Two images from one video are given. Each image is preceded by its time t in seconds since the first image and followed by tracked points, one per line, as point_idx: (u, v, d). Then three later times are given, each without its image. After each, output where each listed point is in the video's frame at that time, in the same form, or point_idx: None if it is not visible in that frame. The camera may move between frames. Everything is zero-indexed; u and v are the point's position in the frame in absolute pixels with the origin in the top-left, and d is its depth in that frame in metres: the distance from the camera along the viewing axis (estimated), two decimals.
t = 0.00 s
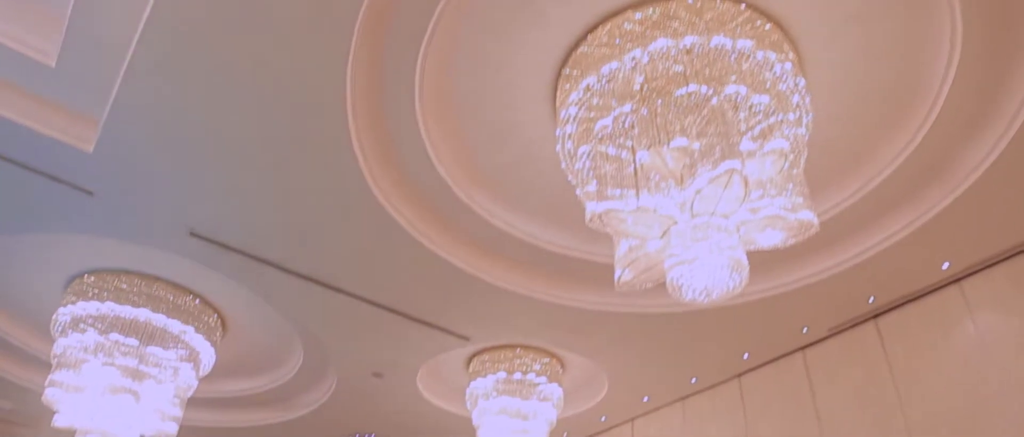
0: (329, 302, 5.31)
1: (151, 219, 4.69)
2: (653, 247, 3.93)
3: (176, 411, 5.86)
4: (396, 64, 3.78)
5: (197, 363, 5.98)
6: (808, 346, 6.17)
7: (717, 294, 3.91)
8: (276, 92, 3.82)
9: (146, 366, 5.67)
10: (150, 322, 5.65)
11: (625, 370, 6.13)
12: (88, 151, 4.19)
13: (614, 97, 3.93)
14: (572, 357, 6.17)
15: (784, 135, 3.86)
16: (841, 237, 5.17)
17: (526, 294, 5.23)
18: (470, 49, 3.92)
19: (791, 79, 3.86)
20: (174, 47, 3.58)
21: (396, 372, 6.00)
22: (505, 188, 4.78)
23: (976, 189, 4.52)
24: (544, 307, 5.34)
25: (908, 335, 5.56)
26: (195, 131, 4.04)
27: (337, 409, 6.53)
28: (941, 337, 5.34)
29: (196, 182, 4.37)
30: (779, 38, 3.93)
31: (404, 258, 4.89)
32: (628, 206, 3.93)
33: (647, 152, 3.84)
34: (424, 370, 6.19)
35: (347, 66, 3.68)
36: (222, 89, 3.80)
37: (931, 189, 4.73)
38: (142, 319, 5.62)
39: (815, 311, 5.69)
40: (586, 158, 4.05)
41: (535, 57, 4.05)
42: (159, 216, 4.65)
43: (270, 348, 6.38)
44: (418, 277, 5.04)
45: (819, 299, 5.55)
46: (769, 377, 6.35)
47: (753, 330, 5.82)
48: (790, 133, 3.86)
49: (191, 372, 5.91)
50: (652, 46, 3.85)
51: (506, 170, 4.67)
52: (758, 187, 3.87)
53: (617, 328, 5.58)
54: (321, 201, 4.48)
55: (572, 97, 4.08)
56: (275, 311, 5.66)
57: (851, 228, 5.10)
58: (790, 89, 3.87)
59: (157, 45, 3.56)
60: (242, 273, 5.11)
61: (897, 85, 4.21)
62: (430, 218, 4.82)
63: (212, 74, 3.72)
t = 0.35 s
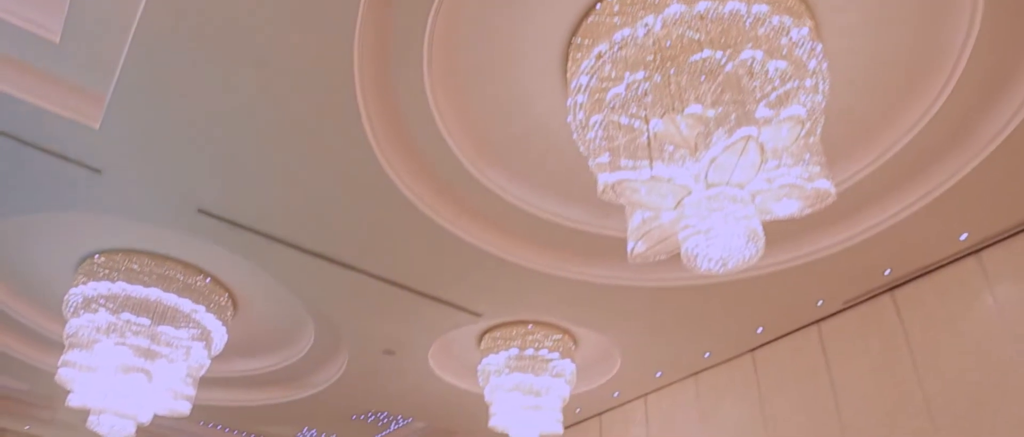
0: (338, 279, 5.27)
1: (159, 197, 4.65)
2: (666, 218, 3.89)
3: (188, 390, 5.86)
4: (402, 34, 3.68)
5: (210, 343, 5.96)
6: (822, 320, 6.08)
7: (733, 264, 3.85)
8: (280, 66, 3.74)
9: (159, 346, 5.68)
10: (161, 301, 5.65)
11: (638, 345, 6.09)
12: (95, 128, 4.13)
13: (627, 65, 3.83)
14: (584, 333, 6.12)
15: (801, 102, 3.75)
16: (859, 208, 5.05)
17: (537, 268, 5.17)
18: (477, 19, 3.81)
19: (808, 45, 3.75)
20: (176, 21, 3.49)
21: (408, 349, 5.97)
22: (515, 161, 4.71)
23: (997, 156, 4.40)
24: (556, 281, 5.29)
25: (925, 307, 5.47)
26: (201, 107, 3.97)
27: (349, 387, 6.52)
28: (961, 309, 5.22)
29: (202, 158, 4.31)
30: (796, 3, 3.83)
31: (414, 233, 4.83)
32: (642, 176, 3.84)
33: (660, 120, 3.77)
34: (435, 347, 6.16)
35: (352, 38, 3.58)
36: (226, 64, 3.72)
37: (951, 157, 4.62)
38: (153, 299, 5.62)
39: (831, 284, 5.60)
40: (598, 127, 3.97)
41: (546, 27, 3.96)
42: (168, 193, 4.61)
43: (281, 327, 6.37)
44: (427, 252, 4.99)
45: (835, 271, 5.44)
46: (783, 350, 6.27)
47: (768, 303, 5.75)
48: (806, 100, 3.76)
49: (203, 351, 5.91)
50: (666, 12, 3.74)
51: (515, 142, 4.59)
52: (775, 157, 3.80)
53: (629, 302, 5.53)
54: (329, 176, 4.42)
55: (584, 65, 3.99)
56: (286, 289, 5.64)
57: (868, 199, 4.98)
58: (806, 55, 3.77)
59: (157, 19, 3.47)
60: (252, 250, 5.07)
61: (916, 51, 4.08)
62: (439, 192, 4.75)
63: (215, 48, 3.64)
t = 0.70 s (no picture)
0: (350, 257, 5.23)
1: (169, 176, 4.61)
2: (683, 188, 3.78)
3: (204, 370, 5.86)
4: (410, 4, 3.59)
5: (224, 322, 5.93)
6: (840, 293, 5.98)
7: (753, 234, 3.78)
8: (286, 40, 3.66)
9: (173, 326, 5.65)
10: (175, 281, 5.63)
11: (653, 321, 6.03)
12: (103, 106, 4.08)
13: (642, 33, 3.74)
14: (599, 309, 6.07)
15: (821, 68, 3.64)
16: (881, 176, 4.90)
17: (550, 243, 5.11)
18: None
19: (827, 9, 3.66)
20: None
21: (422, 327, 5.94)
22: (527, 133, 4.63)
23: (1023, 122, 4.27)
24: (570, 256, 5.24)
25: (946, 279, 5.35)
26: (207, 82, 3.90)
27: (364, 366, 6.51)
28: (983, 280, 5.11)
29: (211, 136, 4.26)
30: None
31: (426, 209, 4.77)
32: (660, 143, 3.74)
33: (675, 88, 3.69)
34: (450, 325, 6.11)
35: (357, 8, 3.49)
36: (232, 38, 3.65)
37: (974, 125, 4.48)
38: (167, 279, 5.60)
39: (850, 256, 5.51)
40: (613, 97, 3.91)
41: None
42: (178, 172, 4.57)
43: (295, 306, 6.35)
44: (440, 227, 4.94)
45: (854, 243, 5.35)
46: (800, 325, 6.16)
47: (786, 276, 5.67)
48: (826, 66, 3.65)
49: (218, 331, 5.87)
50: None
51: (528, 115, 4.52)
52: (797, 123, 3.68)
53: (644, 276, 5.48)
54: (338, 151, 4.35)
55: (598, 34, 3.92)
56: (298, 267, 5.61)
57: (887, 169, 4.85)
58: (825, 19, 3.66)
59: None
60: (264, 228, 5.03)
61: (938, 14, 3.93)
62: (451, 167, 4.67)
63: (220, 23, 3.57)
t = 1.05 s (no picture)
0: (364, 235, 5.18)
1: (182, 155, 4.57)
2: (704, 158, 3.69)
3: (220, 351, 5.85)
4: None
5: (239, 303, 5.92)
6: (861, 267, 5.84)
7: (776, 204, 3.68)
8: (295, 13, 3.57)
9: (188, 307, 5.63)
10: (189, 262, 5.64)
11: (670, 296, 5.97)
12: (113, 85, 4.03)
13: None
14: (615, 285, 6.02)
15: (844, 32, 3.47)
16: (906, 144, 4.75)
17: (565, 217, 5.04)
18: None
19: None
20: None
21: (438, 305, 5.90)
22: (543, 107, 4.54)
23: None
24: (586, 231, 5.17)
25: (971, 250, 5.20)
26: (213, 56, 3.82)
27: (380, 345, 6.50)
28: (1010, 251, 4.96)
29: (222, 114, 4.20)
30: None
31: (440, 184, 4.71)
32: (678, 112, 3.60)
33: (695, 55, 3.59)
34: (465, 302, 6.06)
35: None
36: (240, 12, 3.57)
37: (1001, 91, 4.32)
38: (181, 260, 5.61)
39: (871, 229, 5.38)
40: (630, 67, 3.79)
41: None
42: (190, 151, 4.52)
43: (310, 286, 6.32)
44: (454, 204, 4.88)
45: (875, 215, 5.22)
46: (820, 299, 6.01)
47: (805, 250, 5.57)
48: (851, 30, 3.48)
49: (233, 311, 5.87)
50: None
51: (544, 87, 4.43)
52: (817, 86, 3.50)
53: (661, 251, 5.41)
54: (351, 127, 4.29)
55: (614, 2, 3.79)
56: (312, 246, 5.58)
57: (910, 139, 4.71)
58: None
59: None
60: (275, 206, 4.98)
61: None
62: (465, 142, 4.59)
63: None
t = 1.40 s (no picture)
0: (378, 212, 5.13)
1: (195, 134, 4.52)
2: (723, 128, 3.62)
3: (236, 331, 5.81)
4: None
5: (253, 283, 5.86)
6: (882, 241, 5.68)
7: (799, 174, 3.63)
8: None
9: (202, 288, 5.56)
10: (203, 243, 5.59)
11: (687, 271, 5.89)
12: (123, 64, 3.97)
13: None
14: (631, 261, 5.95)
15: None
16: (931, 113, 4.57)
17: (580, 192, 4.96)
18: None
19: None
20: None
21: (452, 283, 5.86)
22: (559, 80, 4.43)
23: None
24: (603, 206, 5.10)
25: (995, 221, 5.00)
26: (222, 31, 3.75)
27: (395, 324, 6.47)
28: None
29: (234, 90, 4.14)
30: None
31: (455, 160, 4.64)
32: (698, 81, 3.51)
33: (716, 21, 3.48)
34: (480, 281, 6.02)
35: None
36: None
37: None
38: (196, 241, 5.57)
39: (893, 202, 5.22)
40: (650, 35, 3.69)
41: None
42: (203, 129, 4.47)
43: (325, 266, 6.29)
44: (469, 179, 4.81)
45: (897, 188, 5.06)
46: (839, 275, 5.87)
47: (825, 224, 5.45)
48: None
49: (247, 292, 5.81)
50: None
51: (559, 60, 4.31)
52: (842, 52, 3.42)
53: (679, 226, 5.34)
54: (364, 102, 4.21)
55: None
56: (326, 225, 5.53)
57: (933, 109, 4.52)
58: None
59: None
60: (287, 184, 4.93)
61: None
62: (479, 116, 4.52)
63: None
